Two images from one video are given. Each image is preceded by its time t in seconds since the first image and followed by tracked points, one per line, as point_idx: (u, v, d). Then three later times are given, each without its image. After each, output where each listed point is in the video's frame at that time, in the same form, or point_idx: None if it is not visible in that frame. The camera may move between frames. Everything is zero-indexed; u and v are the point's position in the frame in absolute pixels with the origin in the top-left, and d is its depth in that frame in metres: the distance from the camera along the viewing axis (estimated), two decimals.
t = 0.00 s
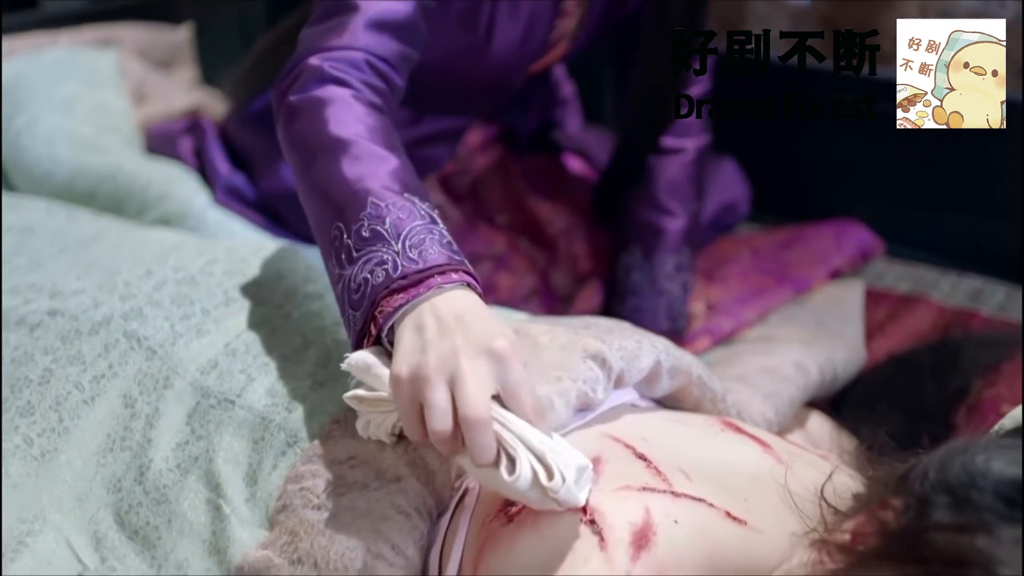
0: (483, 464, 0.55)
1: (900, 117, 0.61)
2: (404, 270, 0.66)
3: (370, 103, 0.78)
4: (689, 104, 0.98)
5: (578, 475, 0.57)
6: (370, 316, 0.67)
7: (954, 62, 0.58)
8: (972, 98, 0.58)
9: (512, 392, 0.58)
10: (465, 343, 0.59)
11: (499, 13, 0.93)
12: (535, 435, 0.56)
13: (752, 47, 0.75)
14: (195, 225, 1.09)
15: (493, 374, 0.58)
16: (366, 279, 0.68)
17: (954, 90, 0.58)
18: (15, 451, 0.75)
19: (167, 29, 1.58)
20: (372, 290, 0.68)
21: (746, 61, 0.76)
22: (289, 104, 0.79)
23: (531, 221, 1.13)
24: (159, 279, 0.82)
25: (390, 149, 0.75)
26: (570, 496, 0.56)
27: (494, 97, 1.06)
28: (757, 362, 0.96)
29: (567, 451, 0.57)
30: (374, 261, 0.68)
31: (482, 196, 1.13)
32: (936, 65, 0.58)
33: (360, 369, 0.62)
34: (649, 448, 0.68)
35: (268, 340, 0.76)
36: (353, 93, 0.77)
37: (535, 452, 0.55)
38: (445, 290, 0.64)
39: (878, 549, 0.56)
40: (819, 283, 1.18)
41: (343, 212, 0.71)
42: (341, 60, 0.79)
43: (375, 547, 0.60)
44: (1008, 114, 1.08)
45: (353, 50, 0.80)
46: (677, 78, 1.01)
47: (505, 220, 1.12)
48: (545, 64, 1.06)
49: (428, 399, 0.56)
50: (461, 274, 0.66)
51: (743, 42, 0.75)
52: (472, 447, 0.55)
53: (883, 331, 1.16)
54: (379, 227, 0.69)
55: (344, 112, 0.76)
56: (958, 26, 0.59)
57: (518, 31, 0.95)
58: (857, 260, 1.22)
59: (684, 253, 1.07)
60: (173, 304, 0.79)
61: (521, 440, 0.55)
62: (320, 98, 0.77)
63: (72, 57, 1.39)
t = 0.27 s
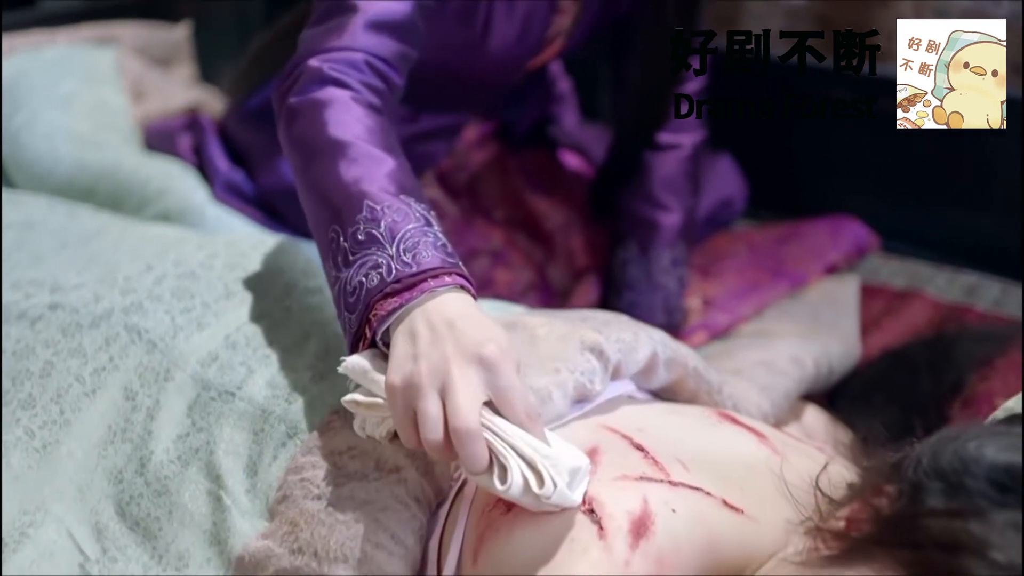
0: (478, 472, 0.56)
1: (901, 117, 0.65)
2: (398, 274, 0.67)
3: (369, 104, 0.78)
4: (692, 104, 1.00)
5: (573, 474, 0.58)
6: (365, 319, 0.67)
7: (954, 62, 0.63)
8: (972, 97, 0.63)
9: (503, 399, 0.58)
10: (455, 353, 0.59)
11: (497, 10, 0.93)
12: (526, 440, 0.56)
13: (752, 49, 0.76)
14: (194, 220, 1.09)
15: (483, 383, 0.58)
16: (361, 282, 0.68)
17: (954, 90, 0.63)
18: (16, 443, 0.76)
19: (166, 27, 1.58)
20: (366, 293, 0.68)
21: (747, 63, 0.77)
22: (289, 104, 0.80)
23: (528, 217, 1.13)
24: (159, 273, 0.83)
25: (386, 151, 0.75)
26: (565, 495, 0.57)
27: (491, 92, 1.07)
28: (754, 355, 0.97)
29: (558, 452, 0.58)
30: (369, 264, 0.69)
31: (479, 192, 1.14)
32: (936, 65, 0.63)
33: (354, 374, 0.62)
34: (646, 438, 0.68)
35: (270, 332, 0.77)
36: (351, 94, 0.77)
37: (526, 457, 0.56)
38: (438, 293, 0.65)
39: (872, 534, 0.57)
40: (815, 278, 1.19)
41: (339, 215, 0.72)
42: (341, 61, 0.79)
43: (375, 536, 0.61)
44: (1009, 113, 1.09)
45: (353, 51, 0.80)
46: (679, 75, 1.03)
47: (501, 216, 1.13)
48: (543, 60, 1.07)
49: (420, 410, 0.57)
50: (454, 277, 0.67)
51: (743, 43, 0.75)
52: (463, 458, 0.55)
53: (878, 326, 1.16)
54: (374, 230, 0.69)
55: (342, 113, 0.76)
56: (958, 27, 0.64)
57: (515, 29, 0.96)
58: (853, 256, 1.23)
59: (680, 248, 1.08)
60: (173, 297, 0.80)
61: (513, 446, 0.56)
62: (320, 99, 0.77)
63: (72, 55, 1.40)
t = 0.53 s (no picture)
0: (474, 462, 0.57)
1: (901, 116, 0.64)
2: (397, 265, 0.67)
3: (366, 97, 0.79)
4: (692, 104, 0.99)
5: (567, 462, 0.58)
6: (363, 310, 0.68)
7: (953, 62, 0.62)
8: (971, 97, 0.62)
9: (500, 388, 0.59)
10: (452, 344, 0.60)
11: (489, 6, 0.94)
12: (521, 431, 0.57)
13: (752, 49, 0.76)
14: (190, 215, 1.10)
15: (480, 374, 0.59)
16: (360, 273, 0.69)
17: (954, 90, 0.62)
18: (16, 434, 0.76)
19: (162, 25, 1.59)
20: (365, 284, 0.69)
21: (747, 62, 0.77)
22: (287, 96, 0.81)
23: (522, 213, 1.15)
24: (157, 266, 0.84)
25: (384, 144, 0.76)
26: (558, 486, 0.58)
27: (484, 86, 1.08)
28: (745, 346, 0.99)
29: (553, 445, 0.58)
30: (367, 256, 0.69)
31: (474, 185, 1.16)
32: (936, 65, 0.62)
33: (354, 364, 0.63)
34: (640, 427, 0.69)
35: (267, 324, 0.78)
36: (348, 87, 0.78)
37: (520, 448, 0.57)
38: (435, 284, 0.65)
39: (860, 516, 0.58)
40: (806, 272, 1.20)
41: (337, 207, 0.73)
42: (339, 53, 0.80)
43: (370, 523, 0.63)
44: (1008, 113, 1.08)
45: (350, 44, 0.81)
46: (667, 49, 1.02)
47: (496, 211, 1.14)
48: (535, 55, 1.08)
49: (418, 402, 0.58)
50: (452, 268, 0.68)
51: (743, 43, 0.76)
52: (461, 448, 0.57)
53: (870, 319, 1.17)
54: (372, 221, 0.70)
55: (340, 106, 0.77)
56: (958, 26, 0.63)
57: (508, 20, 0.96)
58: (844, 250, 1.25)
59: (672, 242, 1.09)
60: (171, 290, 0.81)
61: (509, 440, 0.57)
62: (318, 92, 0.78)
63: (69, 53, 1.40)
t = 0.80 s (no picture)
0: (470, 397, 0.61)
1: (901, 116, 0.63)
2: (390, 227, 0.68)
3: (343, 78, 0.81)
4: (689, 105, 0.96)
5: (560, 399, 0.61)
6: (362, 275, 0.69)
7: (954, 62, 0.60)
8: (972, 97, 0.60)
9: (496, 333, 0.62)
10: (445, 291, 0.62)
11: None
12: (513, 369, 0.60)
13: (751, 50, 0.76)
14: (186, 211, 1.11)
15: (474, 316, 0.61)
16: (355, 240, 0.70)
17: (954, 90, 0.60)
18: (15, 425, 0.76)
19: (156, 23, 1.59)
20: (362, 250, 0.70)
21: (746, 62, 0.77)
22: (268, 86, 0.83)
23: (516, 208, 1.16)
24: (154, 260, 0.85)
25: (366, 118, 0.78)
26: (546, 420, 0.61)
27: (476, 79, 1.09)
28: (735, 339, 1.00)
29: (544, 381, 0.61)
30: (361, 222, 0.71)
31: (468, 181, 1.17)
32: (935, 65, 0.60)
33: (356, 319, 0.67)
34: (632, 414, 0.71)
35: (263, 315, 0.79)
36: (325, 69, 0.80)
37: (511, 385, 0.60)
38: (430, 239, 0.66)
39: (849, 502, 0.59)
40: (798, 267, 1.21)
41: (326, 181, 0.74)
42: (314, 39, 0.82)
43: (366, 511, 0.64)
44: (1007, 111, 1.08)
45: (326, 31, 0.83)
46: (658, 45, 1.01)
47: (490, 206, 1.15)
48: (526, 48, 1.09)
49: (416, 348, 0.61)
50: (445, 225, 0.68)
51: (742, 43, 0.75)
52: (457, 387, 0.60)
53: (862, 313, 1.18)
54: (362, 190, 0.71)
55: (319, 88, 0.79)
56: (958, 27, 0.61)
57: (500, 13, 0.96)
58: (836, 244, 1.25)
59: (664, 236, 1.10)
60: (168, 283, 0.82)
61: (501, 377, 0.60)
62: (296, 76, 0.80)
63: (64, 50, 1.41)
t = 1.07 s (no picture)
0: (471, 368, 0.63)
1: (901, 116, 0.64)
2: (389, 216, 0.72)
3: (329, 75, 0.84)
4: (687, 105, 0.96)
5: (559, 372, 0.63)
6: (363, 263, 0.72)
7: (953, 62, 0.61)
8: (971, 98, 0.61)
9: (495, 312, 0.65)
10: (446, 266, 0.66)
11: None
12: (510, 339, 0.63)
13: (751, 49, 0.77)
14: (185, 207, 1.12)
15: (475, 289, 0.65)
16: (354, 230, 0.73)
17: (954, 90, 0.61)
18: (15, 417, 0.77)
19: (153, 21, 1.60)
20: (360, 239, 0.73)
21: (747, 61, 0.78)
22: (254, 87, 0.85)
23: (514, 201, 1.15)
24: (153, 254, 0.85)
25: (355, 113, 0.81)
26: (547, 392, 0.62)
27: (473, 76, 1.09)
28: (731, 332, 1.02)
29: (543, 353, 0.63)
30: (358, 213, 0.74)
31: (465, 176, 1.17)
32: (935, 65, 0.60)
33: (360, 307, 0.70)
34: (628, 403, 0.72)
35: (262, 307, 0.79)
36: (311, 68, 0.84)
37: (510, 355, 0.62)
38: (429, 227, 0.70)
39: (840, 488, 0.60)
40: (793, 262, 1.22)
41: (321, 173, 0.77)
42: (300, 41, 0.85)
43: (364, 499, 0.65)
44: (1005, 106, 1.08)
45: (311, 33, 0.86)
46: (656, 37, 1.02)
47: (487, 201, 1.14)
48: (523, 44, 1.09)
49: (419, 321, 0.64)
50: (441, 213, 0.72)
51: (742, 43, 0.76)
52: (459, 356, 0.63)
53: (856, 307, 1.19)
54: (358, 181, 0.75)
55: (307, 86, 0.82)
56: (958, 26, 0.62)
57: (495, 9, 0.97)
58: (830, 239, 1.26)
59: (660, 231, 1.11)
60: (167, 276, 0.82)
61: (501, 347, 0.63)
62: (283, 76, 0.83)
63: (63, 48, 1.41)
